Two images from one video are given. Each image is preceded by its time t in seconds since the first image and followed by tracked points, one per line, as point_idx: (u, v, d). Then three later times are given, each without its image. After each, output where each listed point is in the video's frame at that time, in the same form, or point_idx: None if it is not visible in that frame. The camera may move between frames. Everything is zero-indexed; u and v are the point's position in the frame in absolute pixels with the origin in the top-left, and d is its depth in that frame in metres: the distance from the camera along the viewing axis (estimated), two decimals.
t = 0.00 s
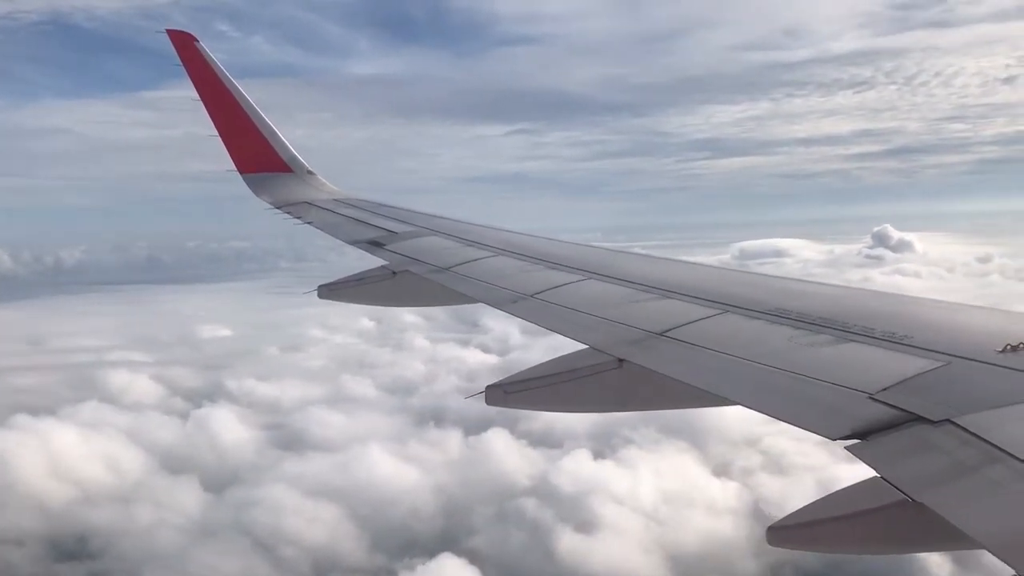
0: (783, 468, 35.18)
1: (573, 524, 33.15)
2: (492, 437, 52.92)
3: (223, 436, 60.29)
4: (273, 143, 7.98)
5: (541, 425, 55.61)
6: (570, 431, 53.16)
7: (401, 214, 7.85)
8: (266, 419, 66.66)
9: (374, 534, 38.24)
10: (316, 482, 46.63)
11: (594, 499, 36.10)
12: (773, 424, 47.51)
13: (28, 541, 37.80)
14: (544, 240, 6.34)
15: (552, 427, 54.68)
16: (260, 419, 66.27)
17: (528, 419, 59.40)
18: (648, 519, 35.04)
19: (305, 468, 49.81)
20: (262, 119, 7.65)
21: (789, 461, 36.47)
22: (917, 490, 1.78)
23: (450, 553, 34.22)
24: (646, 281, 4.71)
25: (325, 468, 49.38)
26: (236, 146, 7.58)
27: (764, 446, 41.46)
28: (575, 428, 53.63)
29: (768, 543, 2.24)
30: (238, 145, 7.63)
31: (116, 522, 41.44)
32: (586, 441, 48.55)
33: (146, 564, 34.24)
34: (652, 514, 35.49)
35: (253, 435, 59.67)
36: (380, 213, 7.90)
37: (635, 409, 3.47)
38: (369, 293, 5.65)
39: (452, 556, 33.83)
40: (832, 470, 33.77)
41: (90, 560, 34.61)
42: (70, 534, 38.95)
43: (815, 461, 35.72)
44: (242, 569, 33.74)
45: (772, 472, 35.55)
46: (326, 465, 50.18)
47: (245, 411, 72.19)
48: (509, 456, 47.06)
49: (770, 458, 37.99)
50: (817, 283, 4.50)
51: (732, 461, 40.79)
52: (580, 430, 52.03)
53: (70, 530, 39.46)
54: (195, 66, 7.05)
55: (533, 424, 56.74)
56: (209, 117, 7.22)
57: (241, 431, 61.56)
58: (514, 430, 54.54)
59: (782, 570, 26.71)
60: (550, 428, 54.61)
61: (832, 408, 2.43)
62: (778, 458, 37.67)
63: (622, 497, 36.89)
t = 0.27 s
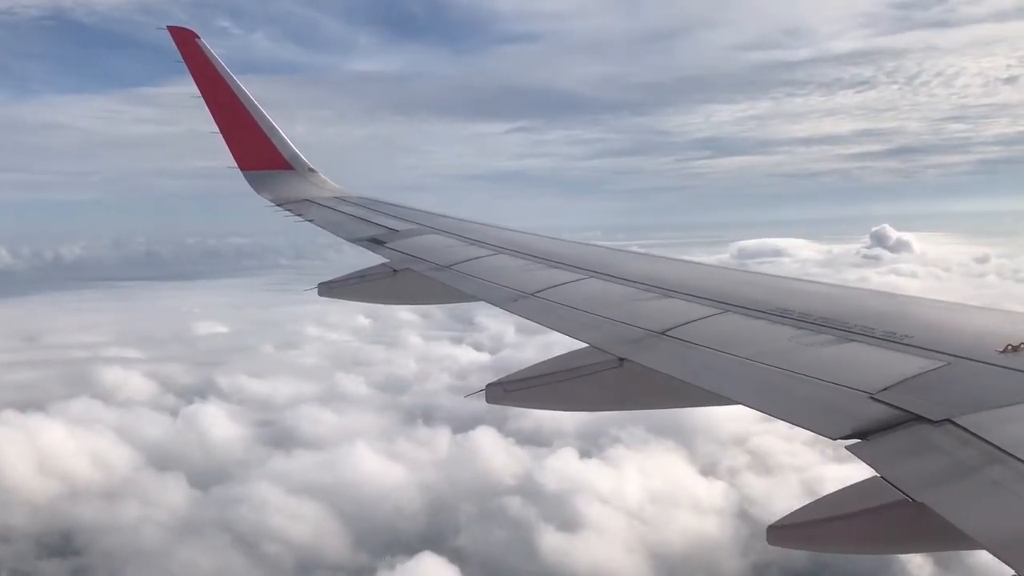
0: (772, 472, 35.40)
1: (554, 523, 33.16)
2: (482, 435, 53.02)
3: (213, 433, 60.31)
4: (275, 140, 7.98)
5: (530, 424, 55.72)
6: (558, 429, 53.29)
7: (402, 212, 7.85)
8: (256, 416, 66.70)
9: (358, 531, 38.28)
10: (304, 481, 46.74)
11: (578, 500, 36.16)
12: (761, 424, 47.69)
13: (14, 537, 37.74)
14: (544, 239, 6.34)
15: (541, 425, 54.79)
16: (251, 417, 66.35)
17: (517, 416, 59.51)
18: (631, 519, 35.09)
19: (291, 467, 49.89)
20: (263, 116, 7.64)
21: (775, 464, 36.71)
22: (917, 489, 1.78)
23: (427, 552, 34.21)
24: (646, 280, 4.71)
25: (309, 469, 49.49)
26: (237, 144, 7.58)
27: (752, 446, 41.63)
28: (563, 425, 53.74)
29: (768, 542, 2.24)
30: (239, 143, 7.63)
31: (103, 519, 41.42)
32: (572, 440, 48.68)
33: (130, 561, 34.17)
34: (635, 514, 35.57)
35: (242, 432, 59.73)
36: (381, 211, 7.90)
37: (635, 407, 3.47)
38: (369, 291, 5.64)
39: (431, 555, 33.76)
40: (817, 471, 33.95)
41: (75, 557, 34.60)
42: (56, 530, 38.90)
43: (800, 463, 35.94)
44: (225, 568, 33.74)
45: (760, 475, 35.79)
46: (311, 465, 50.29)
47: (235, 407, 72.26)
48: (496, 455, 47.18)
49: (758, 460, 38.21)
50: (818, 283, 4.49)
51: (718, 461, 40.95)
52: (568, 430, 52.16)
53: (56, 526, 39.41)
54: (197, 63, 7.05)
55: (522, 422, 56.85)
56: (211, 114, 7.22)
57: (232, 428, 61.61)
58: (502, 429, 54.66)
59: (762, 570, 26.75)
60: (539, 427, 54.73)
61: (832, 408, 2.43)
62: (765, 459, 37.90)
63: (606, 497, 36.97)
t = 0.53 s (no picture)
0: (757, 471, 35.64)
1: (538, 520, 33.16)
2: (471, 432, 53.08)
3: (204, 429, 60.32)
4: (276, 137, 7.98)
5: (519, 420, 55.83)
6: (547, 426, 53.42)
7: (403, 209, 7.83)
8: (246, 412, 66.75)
9: (343, 527, 38.31)
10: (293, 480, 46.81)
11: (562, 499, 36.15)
12: (749, 420, 47.92)
13: None
14: (544, 236, 6.35)
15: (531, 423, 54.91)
16: (242, 412, 66.38)
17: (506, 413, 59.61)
18: (615, 517, 35.13)
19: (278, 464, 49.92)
20: (265, 113, 7.64)
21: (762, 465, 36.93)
22: (916, 489, 1.78)
23: (408, 549, 34.20)
24: (647, 279, 4.70)
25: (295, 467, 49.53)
26: (238, 141, 7.58)
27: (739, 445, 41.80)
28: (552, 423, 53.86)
29: (766, 540, 2.26)
30: (241, 139, 7.63)
31: (88, 514, 41.30)
32: (560, 437, 48.79)
33: (114, 556, 34.09)
34: (620, 513, 35.63)
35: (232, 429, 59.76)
36: (382, 208, 7.89)
37: (635, 406, 3.48)
38: (369, 288, 5.63)
39: (412, 552, 33.76)
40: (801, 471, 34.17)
41: (60, 553, 34.50)
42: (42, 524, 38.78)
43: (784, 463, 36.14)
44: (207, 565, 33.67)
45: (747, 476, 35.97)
46: (298, 462, 50.33)
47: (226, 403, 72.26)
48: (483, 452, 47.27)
49: (746, 461, 38.39)
50: (817, 282, 4.50)
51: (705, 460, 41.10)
52: (557, 427, 52.27)
53: (42, 520, 39.30)
54: (200, 60, 7.05)
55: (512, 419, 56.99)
56: (213, 112, 7.21)
57: (222, 424, 61.65)
58: (491, 426, 54.75)
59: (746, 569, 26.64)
60: (528, 424, 54.84)
61: (831, 407, 2.43)
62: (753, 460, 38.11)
63: (592, 494, 37.04)
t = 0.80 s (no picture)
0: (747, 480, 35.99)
1: (520, 518, 33.28)
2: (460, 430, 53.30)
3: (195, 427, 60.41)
4: (275, 134, 7.97)
5: (508, 420, 56.10)
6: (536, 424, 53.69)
7: (401, 206, 7.84)
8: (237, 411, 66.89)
9: (329, 526, 38.45)
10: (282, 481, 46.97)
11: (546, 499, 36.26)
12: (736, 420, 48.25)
13: None
14: (543, 234, 6.35)
15: (519, 421, 55.17)
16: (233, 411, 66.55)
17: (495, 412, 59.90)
18: (599, 515, 35.24)
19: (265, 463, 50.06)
20: (264, 109, 7.63)
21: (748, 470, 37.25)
22: (916, 487, 1.79)
23: (388, 547, 34.30)
24: (646, 277, 4.70)
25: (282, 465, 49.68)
26: (238, 138, 7.57)
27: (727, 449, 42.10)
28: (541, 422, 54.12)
29: (767, 538, 2.26)
30: (240, 136, 7.62)
31: (74, 511, 41.18)
32: (548, 435, 49.00)
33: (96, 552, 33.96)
34: (605, 511, 35.78)
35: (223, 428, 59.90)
36: (381, 205, 7.89)
37: (635, 404, 3.48)
38: (369, 286, 5.63)
39: (392, 551, 33.82)
40: (787, 476, 34.49)
41: (43, 549, 34.34)
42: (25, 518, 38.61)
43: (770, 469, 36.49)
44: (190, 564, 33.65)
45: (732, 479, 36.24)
46: (284, 459, 50.50)
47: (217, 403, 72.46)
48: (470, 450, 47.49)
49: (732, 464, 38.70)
50: (815, 280, 4.50)
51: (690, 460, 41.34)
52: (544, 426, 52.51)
53: (26, 515, 39.13)
54: (199, 56, 7.03)
55: (501, 418, 57.24)
56: (212, 109, 7.19)
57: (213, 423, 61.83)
58: (480, 424, 54.98)
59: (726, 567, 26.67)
60: (516, 423, 55.09)
61: (833, 405, 2.43)
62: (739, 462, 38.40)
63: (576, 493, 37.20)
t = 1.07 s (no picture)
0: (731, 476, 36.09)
1: (502, 516, 33.19)
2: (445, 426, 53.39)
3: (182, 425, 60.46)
4: (274, 132, 7.96)
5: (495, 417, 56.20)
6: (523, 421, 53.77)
7: (400, 204, 7.84)
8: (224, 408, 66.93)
9: (312, 524, 38.49)
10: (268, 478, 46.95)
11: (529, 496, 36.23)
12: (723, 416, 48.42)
13: None
14: (541, 231, 6.35)
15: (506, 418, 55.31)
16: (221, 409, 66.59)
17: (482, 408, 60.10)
18: (582, 513, 35.26)
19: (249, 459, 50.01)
20: (264, 108, 7.63)
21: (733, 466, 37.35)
22: (915, 483, 1.79)
23: (368, 544, 34.29)
24: (645, 274, 4.70)
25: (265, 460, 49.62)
26: (236, 136, 7.56)
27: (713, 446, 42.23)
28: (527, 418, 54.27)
29: (765, 535, 2.26)
30: (239, 135, 7.62)
31: (59, 509, 41.03)
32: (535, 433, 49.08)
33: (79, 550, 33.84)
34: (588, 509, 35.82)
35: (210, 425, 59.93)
36: (380, 203, 7.89)
37: (634, 400, 3.49)
38: (368, 284, 5.63)
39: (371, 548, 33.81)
40: (770, 473, 34.62)
41: (26, 547, 34.18)
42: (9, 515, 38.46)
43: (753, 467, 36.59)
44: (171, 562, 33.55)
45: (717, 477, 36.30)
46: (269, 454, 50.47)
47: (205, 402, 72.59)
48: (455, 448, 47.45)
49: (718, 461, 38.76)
50: (813, 277, 4.50)
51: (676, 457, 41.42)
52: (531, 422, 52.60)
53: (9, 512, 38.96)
54: (197, 54, 7.02)
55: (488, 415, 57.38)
56: (211, 107, 7.20)
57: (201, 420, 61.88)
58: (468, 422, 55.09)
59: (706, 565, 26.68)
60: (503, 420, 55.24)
61: (831, 401, 2.44)
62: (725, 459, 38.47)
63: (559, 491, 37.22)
